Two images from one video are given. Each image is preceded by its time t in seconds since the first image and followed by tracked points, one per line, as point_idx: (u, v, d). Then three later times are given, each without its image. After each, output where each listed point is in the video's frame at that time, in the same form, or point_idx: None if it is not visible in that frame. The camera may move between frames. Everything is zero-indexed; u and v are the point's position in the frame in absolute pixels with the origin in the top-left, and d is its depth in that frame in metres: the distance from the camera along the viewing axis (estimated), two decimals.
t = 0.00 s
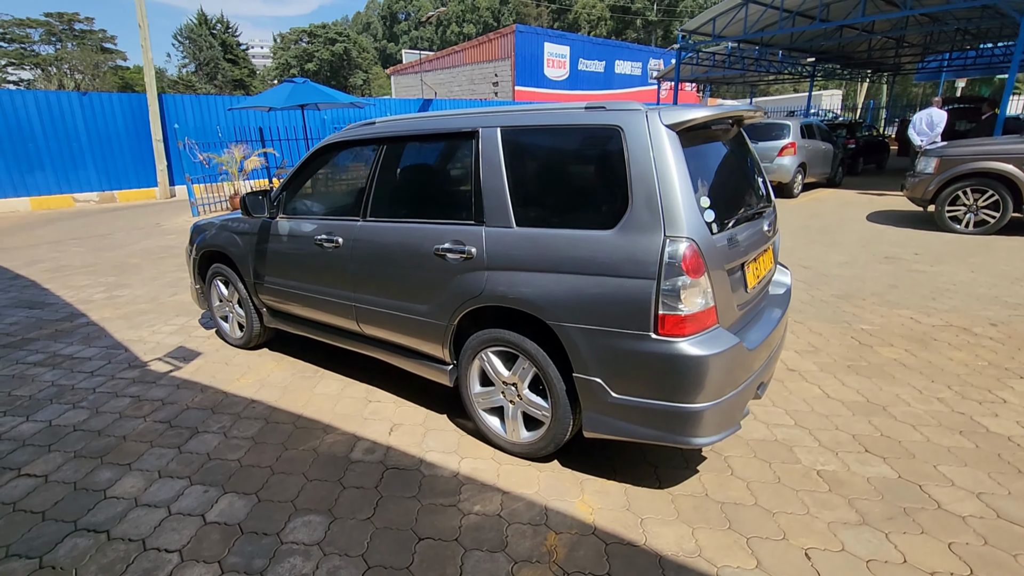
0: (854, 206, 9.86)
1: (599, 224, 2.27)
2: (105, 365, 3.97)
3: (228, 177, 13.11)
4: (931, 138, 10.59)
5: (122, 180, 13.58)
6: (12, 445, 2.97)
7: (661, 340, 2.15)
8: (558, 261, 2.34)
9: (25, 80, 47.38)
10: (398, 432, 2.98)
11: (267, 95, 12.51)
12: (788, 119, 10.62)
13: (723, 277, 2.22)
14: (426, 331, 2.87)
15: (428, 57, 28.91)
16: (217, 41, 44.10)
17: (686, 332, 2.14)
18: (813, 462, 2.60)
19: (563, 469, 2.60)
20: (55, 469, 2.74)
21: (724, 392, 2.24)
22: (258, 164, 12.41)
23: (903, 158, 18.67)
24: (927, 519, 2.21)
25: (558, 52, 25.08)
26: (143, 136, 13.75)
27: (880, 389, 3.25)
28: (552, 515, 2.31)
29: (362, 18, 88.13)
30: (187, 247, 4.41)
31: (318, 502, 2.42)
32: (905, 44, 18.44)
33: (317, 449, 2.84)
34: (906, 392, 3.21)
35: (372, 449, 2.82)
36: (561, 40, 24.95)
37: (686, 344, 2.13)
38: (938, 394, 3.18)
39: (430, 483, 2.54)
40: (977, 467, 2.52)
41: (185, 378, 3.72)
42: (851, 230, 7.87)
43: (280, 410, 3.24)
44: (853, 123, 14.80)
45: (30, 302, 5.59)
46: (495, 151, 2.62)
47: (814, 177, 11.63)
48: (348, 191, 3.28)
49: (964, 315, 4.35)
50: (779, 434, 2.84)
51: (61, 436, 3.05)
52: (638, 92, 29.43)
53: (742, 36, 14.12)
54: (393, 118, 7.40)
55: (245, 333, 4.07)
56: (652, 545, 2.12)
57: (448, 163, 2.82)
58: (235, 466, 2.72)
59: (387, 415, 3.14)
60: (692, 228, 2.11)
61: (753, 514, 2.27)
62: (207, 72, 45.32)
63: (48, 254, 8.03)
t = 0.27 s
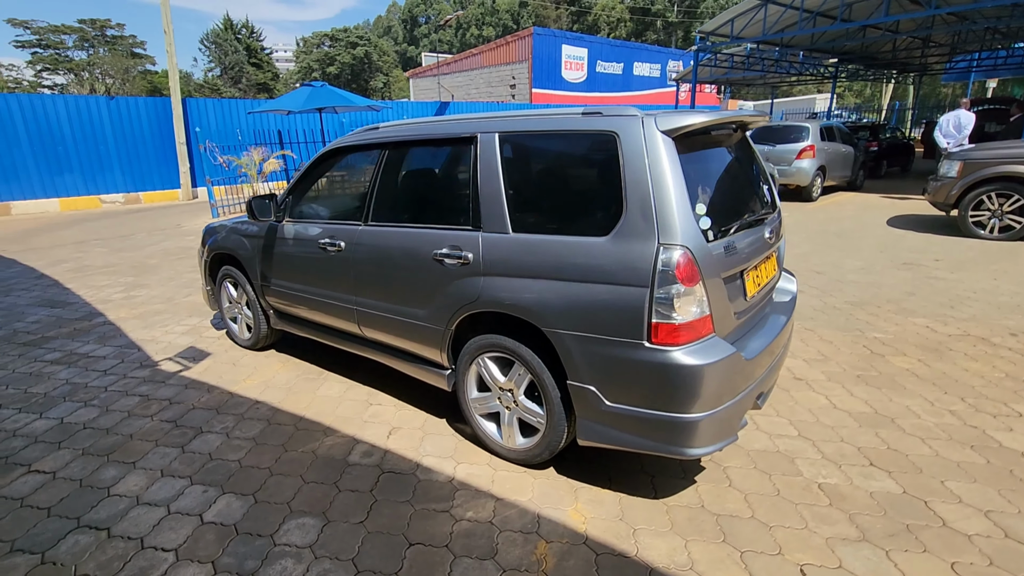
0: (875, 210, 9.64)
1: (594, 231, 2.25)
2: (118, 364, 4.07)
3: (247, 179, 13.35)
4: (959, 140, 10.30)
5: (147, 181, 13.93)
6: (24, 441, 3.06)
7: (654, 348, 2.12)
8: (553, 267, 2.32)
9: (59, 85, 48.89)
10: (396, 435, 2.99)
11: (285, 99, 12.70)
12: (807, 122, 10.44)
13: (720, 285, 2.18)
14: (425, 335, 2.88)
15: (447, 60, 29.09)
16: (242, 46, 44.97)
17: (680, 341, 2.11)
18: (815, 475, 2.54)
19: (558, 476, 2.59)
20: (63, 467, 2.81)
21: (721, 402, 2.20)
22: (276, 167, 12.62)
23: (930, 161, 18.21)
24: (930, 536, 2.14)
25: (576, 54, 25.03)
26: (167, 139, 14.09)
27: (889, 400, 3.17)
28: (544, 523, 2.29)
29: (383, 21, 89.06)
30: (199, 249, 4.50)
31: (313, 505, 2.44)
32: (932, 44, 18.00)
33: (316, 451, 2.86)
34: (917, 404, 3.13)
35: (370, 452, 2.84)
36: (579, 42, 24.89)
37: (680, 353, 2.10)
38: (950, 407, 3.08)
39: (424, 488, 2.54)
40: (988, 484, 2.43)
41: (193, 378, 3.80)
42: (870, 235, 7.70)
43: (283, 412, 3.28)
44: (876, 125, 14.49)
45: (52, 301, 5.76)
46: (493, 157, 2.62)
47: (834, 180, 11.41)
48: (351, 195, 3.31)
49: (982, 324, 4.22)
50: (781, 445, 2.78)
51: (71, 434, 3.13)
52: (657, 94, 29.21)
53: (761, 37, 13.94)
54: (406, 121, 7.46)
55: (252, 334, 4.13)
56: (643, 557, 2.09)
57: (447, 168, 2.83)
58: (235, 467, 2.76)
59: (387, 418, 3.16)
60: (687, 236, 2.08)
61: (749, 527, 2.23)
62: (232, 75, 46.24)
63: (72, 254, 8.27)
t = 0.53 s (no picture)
0: (897, 212, 9.42)
1: (589, 232, 2.24)
2: (132, 360, 4.18)
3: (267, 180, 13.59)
4: (990, 140, 9.98)
5: (170, 181, 14.26)
6: (39, 433, 3.16)
7: (648, 351, 2.10)
8: (548, 269, 2.32)
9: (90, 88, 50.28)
10: (397, 434, 3.01)
11: (304, 101, 12.88)
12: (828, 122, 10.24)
13: (716, 288, 2.15)
14: (424, 335, 2.90)
15: (465, 61, 29.20)
16: (266, 49, 45.74)
17: (673, 344, 2.09)
18: (816, 482, 2.49)
19: (554, 478, 2.58)
20: (74, 459, 2.89)
21: (716, 406, 2.17)
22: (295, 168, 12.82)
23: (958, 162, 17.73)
24: (932, 548, 2.09)
25: (594, 54, 24.91)
26: (190, 140, 14.40)
27: (898, 407, 3.10)
28: (536, 525, 2.29)
29: (404, 23, 89.82)
30: (212, 248, 4.59)
31: (310, 501, 2.48)
32: (961, 42, 17.51)
33: (316, 448, 2.90)
34: (927, 411, 3.05)
35: (369, 450, 2.87)
36: (597, 42, 24.77)
37: (673, 356, 2.08)
38: (963, 415, 3.00)
39: (420, 487, 2.56)
40: (997, 495, 2.36)
41: (203, 374, 3.88)
42: (890, 237, 7.53)
43: (287, 409, 3.33)
44: (900, 125, 14.14)
45: (74, 298, 5.93)
46: (491, 158, 2.63)
47: (855, 181, 11.17)
48: (356, 196, 3.34)
49: (1002, 330, 4.10)
50: (782, 451, 2.74)
51: (83, 427, 3.22)
52: (676, 94, 28.95)
53: (781, 36, 13.74)
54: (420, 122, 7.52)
55: (262, 332, 4.20)
56: (634, 561, 2.08)
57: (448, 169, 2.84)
58: (237, 462, 2.81)
59: (389, 417, 3.19)
60: (681, 238, 2.06)
61: (745, 533, 2.19)
62: (255, 77, 47.05)
63: (97, 252, 8.51)
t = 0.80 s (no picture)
0: (916, 214, 9.22)
1: (575, 231, 2.26)
2: (144, 354, 4.31)
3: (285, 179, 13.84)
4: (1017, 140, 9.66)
5: (192, 181, 14.60)
6: (52, 422, 3.28)
7: (631, 349, 2.11)
8: (535, 266, 2.34)
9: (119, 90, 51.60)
10: (392, 428, 3.07)
11: (320, 101, 13.07)
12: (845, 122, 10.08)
13: (700, 286, 2.15)
14: (419, 331, 2.95)
15: (482, 62, 29.30)
16: (288, 51, 46.47)
17: (656, 342, 2.10)
18: (806, 483, 2.48)
19: (542, 474, 2.60)
20: (82, 447, 3.00)
21: (699, 404, 2.17)
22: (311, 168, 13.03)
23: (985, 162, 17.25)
24: (919, 551, 2.06)
25: (612, 54, 24.81)
26: (211, 140, 14.72)
27: (898, 410, 3.05)
28: (522, 519, 2.32)
29: (424, 25, 90.47)
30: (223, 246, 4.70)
31: (303, 492, 2.54)
32: (990, 38, 17.03)
33: (313, 441, 2.97)
34: (927, 414, 3.00)
35: (364, 444, 2.92)
36: (614, 42, 24.67)
37: (656, 354, 2.09)
38: (963, 418, 2.94)
39: (411, 480, 2.61)
40: (991, 500, 2.32)
41: (210, 368, 3.98)
42: (906, 239, 7.39)
43: (288, 403, 3.41)
44: (923, 124, 13.82)
45: (93, 293, 6.13)
46: (484, 158, 2.67)
47: (873, 181, 10.97)
48: (356, 195, 3.41)
49: (1013, 333, 4.00)
50: (775, 451, 2.72)
51: (93, 417, 3.33)
52: (694, 94, 28.68)
53: (800, 34, 13.57)
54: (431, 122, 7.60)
55: (268, 328, 4.30)
56: (615, 557, 2.09)
57: (443, 168, 2.89)
58: (236, 453, 2.89)
59: (386, 412, 3.24)
60: (664, 236, 2.07)
61: (729, 532, 2.19)
62: (277, 79, 47.79)
63: (118, 249, 8.77)
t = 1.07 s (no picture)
0: (933, 216, 9.05)
1: (558, 232, 2.31)
2: (155, 348, 4.46)
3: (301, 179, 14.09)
4: None
5: (213, 180, 14.93)
6: (64, 412, 3.44)
7: (609, 348, 2.15)
8: (520, 266, 2.40)
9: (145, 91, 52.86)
10: (386, 423, 3.15)
11: (336, 102, 13.26)
12: (861, 122, 9.92)
13: (678, 288, 2.18)
14: (412, 329, 3.02)
15: (499, 62, 29.38)
16: (309, 51, 47.10)
17: (633, 341, 2.13)
18: (788, 484, 2.49)
19: (528, 470, 2.66)
20: (91, 436, 3.14)
21: (676, 403, 2.20)
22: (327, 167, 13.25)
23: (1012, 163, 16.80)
24: (894, 553, 2.07)
25: (628, 54, 24.69)
26: (231, 140, 15.04)
27: (889, 414, 3.04)
28: (503, 513, 2.37)
29: (444, 25, 91.19)
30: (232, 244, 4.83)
31: (295, 482, 2.63)
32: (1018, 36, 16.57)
33: (309, 434, 3.06)
34: (919, 419, 2.98)
35: (358, 437, 3.01)
36: (631, 41, 24.55)
37: (633, 353, 2.12)
38: (956, 423, 2.92)
39: (399, 473, 2.68)
40: (974, 504, 2.31)
41: (216, 362, 4.11)
42: (920, 241, 7.27)
43: (288, 397, 3.51)
44: (945, 124, 13.53)
45: (112, 289, 6.34)
46: (474, 160, 2.73)
47: (891, 182, 10.78)
48: (355, 195, 3.50)
49: (1018, 338, 3.94)
50: (761, 452, 2.74)
51: (103, 407, 3.48)
52: (712, 93, 28.41)
53: (817, 33, 13.41)
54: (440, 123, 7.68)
55: (274, 324, 4.42)
56: (591, 551, 2.14)
57: (436, 170, 2.96)
58: (235, 444, 3.00)
59: (381, 407, 3.33)
60: (641, 238, 2.11)
61: (705, 530, 2.22)
62: (298, 79, 48.47)
63: (139, 246, 9.04)
